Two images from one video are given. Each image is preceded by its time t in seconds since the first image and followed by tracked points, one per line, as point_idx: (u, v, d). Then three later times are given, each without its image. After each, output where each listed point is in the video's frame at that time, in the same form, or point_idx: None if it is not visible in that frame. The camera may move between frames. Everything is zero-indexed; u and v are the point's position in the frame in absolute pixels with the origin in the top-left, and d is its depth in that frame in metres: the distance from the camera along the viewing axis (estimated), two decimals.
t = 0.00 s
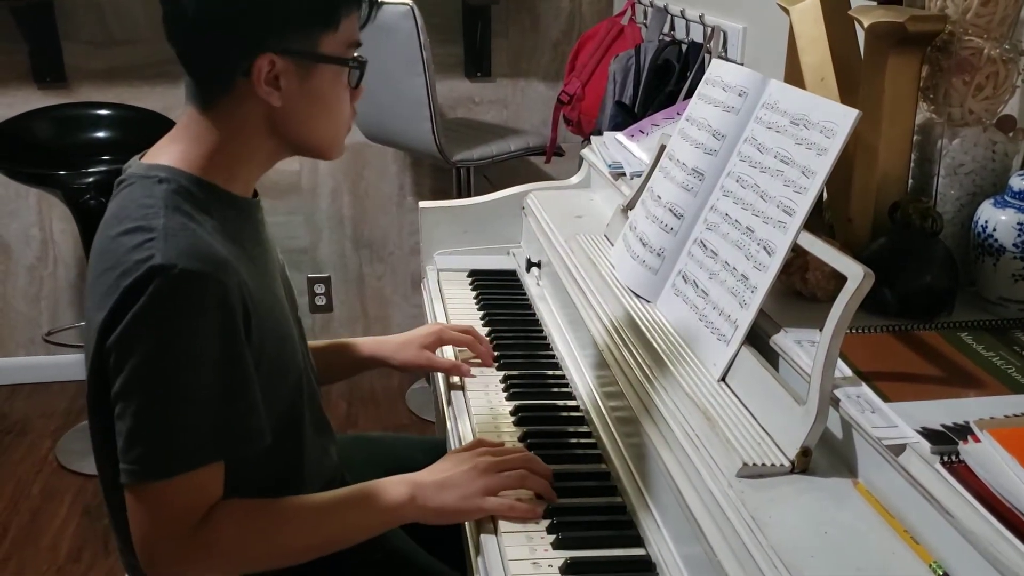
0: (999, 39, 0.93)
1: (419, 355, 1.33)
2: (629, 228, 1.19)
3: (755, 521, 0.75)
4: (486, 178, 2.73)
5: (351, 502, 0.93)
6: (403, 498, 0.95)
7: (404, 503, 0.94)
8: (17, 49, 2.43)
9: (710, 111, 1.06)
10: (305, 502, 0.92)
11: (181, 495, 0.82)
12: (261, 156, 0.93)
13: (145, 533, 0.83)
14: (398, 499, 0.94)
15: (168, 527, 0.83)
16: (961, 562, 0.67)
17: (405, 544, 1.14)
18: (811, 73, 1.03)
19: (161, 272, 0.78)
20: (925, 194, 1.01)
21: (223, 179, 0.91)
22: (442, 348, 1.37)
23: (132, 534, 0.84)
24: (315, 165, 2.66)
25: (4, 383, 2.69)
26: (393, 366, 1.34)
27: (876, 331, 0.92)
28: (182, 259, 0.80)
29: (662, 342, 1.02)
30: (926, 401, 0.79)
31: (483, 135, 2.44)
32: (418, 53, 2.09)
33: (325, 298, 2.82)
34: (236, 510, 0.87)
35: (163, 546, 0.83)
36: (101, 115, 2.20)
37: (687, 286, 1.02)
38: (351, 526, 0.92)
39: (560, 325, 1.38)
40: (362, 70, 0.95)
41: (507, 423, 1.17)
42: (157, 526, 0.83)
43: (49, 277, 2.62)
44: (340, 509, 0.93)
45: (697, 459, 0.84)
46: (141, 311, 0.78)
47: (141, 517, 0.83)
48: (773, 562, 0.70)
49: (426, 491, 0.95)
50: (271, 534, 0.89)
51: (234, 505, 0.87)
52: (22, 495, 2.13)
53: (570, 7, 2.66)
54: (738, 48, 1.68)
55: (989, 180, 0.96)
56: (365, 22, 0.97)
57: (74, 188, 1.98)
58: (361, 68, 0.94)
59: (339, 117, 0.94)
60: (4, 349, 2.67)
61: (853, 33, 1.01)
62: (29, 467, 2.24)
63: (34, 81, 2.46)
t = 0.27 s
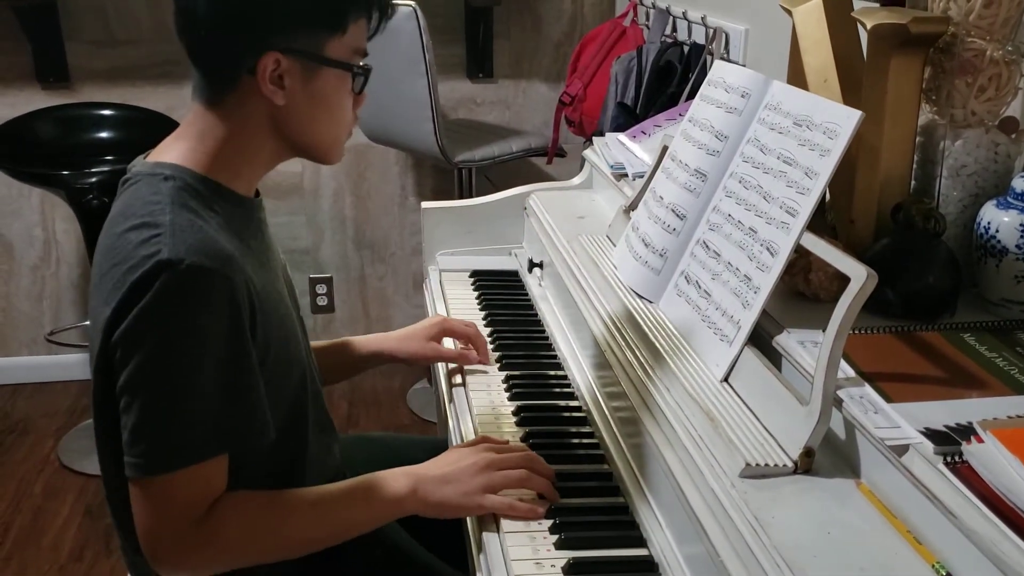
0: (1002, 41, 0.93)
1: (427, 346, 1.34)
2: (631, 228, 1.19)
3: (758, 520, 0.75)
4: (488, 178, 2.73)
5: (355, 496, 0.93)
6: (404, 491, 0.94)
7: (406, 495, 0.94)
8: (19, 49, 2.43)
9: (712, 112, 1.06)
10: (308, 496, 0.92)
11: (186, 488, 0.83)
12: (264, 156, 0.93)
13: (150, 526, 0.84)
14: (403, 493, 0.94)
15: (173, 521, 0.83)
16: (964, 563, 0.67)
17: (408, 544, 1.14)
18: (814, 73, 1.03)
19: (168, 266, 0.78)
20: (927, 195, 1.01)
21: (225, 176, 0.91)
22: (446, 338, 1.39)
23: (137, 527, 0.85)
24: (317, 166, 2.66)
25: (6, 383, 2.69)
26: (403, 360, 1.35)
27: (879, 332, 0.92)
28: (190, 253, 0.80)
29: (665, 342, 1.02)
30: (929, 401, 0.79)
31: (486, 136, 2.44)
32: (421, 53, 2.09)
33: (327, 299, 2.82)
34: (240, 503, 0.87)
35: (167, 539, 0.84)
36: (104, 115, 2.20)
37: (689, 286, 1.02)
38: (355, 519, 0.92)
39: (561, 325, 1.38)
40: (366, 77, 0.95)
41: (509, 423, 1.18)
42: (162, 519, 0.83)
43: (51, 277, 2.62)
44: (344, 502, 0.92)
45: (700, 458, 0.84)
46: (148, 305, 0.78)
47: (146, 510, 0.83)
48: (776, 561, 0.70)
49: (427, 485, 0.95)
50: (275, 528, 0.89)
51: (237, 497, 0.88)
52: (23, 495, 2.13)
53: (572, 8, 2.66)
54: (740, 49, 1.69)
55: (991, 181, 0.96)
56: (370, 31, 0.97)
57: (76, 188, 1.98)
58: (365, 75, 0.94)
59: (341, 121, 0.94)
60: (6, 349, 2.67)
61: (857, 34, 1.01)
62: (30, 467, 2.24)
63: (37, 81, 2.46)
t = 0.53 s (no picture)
0: (1002, 43, 0.93)
1: (423, 362, 1.31)
2: (632, 229, 1.19)
3: (757, 521, 0.75)
4: (489, 179, 2.73)
5: (352, 484, 0.92)
6: (391, 470, 0.94)
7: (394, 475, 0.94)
8: (20, 49, 2.43)
9: (712, 113, 1.06)
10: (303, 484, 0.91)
11: (183, 481, 0.82)
12: (273, 156, 0.94)
13: (143, 522, 0.83)
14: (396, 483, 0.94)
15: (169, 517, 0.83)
16: (963, 564, 0.67)
17: (407, 544, 1.14)
18: (815, 75, 1.03)
19: (177, 263, 0.79)
20: (927, 198, 1.02)
21: (236, 178, 0.91)
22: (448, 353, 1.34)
23: (128, 522, 0.84)
24: (318, 166, 2.66)
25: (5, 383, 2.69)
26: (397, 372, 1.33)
27: (878, 333, 0.92)
28: (198, 250, 0.80)
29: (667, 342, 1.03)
30: (928, 402, 0.79)
31: (486, 137, 2.44)
32: (422, 54, 2.09)
33: (327, 299, 2.82)
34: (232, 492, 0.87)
35: (159, 537, 0.83)
36: (103, 115, 2.20)
37: (689, 287, 1.02)
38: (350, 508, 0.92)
39: (562, 326, 1.38)
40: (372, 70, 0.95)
41: (509, 424, 1.18)
42: (158, 514, 0.83)
43: (51, 277, 2.62)
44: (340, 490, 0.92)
45: (699, 459, 0.84)
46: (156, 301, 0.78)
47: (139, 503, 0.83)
48: (775, 561, 0.70)
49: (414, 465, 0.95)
50: (269, 523, 0.88)
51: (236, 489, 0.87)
52: (23, 495, 2.13)
53: (572, 10, 2.67)
54: (740, 51, 1.69)
55: (990, 184, 0.97)
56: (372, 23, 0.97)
57: (77, 188, 1.98)
58: (371, 66, 0.95)
59: (349, 117, 0.95)
60: (6, 349, 2.68)
61: (857, 36, 1.01)
62: (30, 467, 2.24)
63: (37, 81, 2.46)
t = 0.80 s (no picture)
0: (1000, 44, 0.93)
1: (423, 368, 1.29)
2: (630, 230, 1.19)
3: (755, 522, 0.75)
4: (488, 180, 2.73)
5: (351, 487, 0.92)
6: (393, 480, 0.93)
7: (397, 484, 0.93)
8: (18, 50, 2.43)
9: (711, 114, 1.06)
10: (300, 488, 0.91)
11: (181, 481, 0.82)
12: (277, 156, 0.94)
13: (140, 521, 0.83)
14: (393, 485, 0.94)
15: (166, 518, 0.83)
16: (960, 564, 0.67)
17: (406, 545, 1.14)
18: (813, 77, 1.03)
19: (178, 261, 0.79)
20: (924, 199, 1.02)
21: (240, 179, 0.92)
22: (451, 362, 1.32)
23: (125, 521, 0.84)
24: (317, 167, 2.66)
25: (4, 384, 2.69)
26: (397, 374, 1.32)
27: (876, 334, 0.92)
28: (200, 248, 0.80)
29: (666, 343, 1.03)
30: (925, 403, 0.79)
31: (485, 137, 2.44)
32: (420, 55, 2.09)
33: (326, 299, 2.82)
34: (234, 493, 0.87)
35: (156, 536, 0.83)
36: (103, 116, 2.20)
37: (687, 288, 1.02)
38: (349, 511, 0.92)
39: (562, 327, 1.38)
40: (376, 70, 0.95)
41: (508, 424, 1.18)
42: (156, 514, 0.82)
43: (50, 278, 2.62)
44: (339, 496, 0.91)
45: (698, 459, 0.85)
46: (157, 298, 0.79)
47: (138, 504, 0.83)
48: (773, 561, 0.70)
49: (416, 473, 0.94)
50: (266, 522, 0.88)
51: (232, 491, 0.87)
52: (22, 496, 2.13)
53: (571, 11, 2.67)
54: (739, 52, 1.69)
55: (988, 184, 0.97)
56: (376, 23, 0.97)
57: (76, 188, 1.98)
58: (376, 67, 0.95)
59: (354, 118, 0.95)
60: (4, 349, 2.67)
61: (855, 38, 1.01)
62: (29, 468, 2.24)
63: (36, 81, 2.46)
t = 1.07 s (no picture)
0: (999, 46, 0.93)
1: (425, 365, 1.29)
2: (630, 231, 1.19)
3: (754, 522, 0.75)
4: (487, 181, 2.74)
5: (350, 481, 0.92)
6: (386, 470, 0.93)
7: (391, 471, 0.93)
8: (18, 50, 2.43)
9: (710, 115, 1.06)
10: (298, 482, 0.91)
11: (178, 480, 0.82)
12: (277, 157, 0.94)
13: (134, 521, 0.82)
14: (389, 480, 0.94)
15: (162, 518, 0.82)
16: (958, 565, 0.67)
17: (405, 546, 1.14)
18: (812, 79, 1.03)
19: (177, 260, 0.79)
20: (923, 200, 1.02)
21: (241, 179, 0.92)
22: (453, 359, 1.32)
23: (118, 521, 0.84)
24: (316, 168, 2.66)
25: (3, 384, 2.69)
26: (400, 372, 1.32)
27: (875, 335, 0.92)
28: (199, 248, 0.80)
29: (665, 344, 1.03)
30: (925, 404, 0.79)
31: (484, 138, 2.44)
32: (420, 56, 2.09)
33: (326, 300, 2.83)
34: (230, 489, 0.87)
35: (150, 538, 0.82)
36: (102, 116, 2.20)
37: (686, 289, 1.02)
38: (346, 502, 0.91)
39: (561, 327, 1.38)
40: (376, 70, 0.96)
41: (507, 425, 1.18)
42: (152, 515, 0.82)
43: (49, 278, 2.62)
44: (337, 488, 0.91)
45: (697, 460, 0.85)
46: (156, 298, 0.79)
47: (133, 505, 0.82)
48: (771, 562, 0.70)
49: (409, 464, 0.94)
50: (264, 521, 0.87)
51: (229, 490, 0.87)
52: (21, 497, 2.13)
53: (571, 12, 2.67)
54: (738, 53, 1.69)
55: (987, 186, 0.97)
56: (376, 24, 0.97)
57: (75, 189, 1.98)
58: (376, 67, 0.95)
59: (354, 117, 0.95)
60: (4, 350, 2.68)
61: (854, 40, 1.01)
62: (28, 469, 2.24)
63: (36, 82, 2.46)
